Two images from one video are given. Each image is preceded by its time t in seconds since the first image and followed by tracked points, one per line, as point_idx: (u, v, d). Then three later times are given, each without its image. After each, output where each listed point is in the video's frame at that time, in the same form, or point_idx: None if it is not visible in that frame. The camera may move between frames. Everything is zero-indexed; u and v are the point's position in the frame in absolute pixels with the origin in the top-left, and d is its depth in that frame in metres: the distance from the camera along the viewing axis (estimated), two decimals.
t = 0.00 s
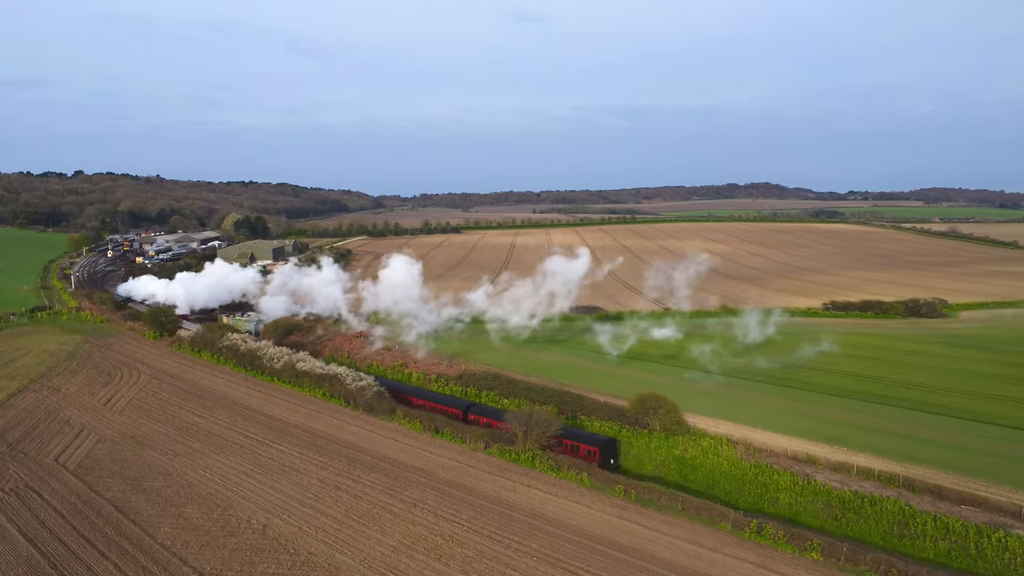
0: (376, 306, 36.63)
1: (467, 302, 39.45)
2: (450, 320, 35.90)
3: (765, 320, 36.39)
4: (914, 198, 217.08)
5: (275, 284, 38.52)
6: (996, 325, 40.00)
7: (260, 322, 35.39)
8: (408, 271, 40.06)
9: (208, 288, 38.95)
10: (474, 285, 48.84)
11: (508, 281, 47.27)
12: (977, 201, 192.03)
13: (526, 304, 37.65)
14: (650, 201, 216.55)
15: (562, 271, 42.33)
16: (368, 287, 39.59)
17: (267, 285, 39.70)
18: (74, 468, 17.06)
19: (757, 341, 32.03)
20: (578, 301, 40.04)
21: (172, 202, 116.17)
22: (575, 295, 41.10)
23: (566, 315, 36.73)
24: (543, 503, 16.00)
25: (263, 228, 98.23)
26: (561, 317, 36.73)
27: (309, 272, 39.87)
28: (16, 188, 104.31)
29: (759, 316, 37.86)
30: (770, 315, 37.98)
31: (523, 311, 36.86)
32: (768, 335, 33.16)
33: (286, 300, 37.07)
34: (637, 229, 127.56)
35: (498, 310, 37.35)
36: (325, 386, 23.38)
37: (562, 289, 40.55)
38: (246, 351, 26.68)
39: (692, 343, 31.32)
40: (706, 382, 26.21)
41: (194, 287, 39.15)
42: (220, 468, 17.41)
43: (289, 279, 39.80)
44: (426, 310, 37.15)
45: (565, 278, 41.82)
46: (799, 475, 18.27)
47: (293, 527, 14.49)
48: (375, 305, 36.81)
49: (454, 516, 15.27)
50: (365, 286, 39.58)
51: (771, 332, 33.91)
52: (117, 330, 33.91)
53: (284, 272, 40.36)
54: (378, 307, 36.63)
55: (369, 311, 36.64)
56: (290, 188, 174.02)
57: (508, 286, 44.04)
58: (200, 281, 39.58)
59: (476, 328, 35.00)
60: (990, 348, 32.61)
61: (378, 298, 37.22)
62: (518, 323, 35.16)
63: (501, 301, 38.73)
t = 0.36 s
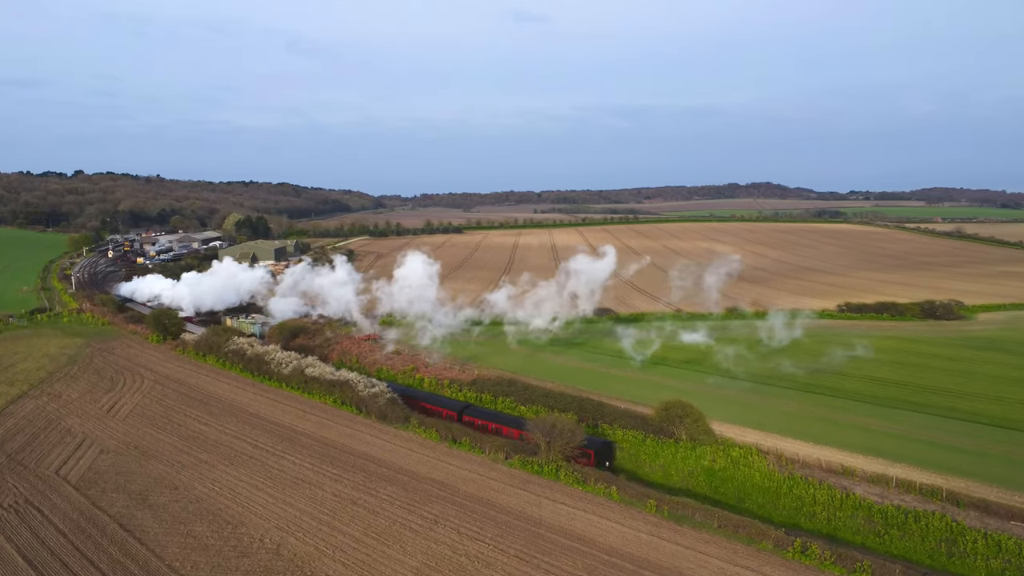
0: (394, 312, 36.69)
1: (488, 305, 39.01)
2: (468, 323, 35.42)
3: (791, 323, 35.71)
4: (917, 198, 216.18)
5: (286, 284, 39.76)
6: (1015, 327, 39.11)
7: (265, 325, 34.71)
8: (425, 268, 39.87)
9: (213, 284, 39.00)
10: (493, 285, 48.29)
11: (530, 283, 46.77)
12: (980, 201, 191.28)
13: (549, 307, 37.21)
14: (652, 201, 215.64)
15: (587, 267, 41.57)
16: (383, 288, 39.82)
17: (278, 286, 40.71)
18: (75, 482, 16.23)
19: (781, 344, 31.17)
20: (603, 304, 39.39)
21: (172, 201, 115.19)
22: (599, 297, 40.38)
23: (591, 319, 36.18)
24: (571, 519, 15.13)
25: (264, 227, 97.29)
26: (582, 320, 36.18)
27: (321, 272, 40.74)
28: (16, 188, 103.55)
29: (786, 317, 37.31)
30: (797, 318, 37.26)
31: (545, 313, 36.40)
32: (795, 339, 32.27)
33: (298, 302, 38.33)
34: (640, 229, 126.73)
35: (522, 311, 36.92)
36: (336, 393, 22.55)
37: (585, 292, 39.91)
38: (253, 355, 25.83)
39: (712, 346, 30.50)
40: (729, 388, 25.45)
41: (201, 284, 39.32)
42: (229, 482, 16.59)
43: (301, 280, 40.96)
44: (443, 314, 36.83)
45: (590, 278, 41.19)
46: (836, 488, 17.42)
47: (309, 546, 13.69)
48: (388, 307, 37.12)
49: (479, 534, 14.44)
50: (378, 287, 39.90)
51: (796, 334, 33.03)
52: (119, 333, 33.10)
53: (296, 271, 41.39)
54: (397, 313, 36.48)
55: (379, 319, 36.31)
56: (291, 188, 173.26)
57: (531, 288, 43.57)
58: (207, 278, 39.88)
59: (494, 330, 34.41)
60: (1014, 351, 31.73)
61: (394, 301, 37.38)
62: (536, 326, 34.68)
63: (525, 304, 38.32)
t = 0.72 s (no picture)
0: (413, 312, 37.39)
1: (508, 310, 38.57)
2: (485, 327, 34.79)
3: (818, 325, 34.77)
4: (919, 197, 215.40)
5: (296, 284, 39.86)
6: None
7: (270, 327, 33.95)
8: (444, 269, 41.57)
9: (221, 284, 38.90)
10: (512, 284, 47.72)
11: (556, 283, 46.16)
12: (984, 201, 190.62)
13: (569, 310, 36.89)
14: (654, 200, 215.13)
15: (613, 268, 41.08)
16: (399, 292, 40.87)
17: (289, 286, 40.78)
18: (78, 497, 15.40)
19: (806, 347, 30.32)
20: (627, 307, 38.66)
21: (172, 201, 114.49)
22: (622, 300, 39.64)
23: (610, 322, 35.51)
24: (603, 537, 14.32)
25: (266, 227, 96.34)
26: (605, 322, 35.60)
27: (333, 270, 40.84)
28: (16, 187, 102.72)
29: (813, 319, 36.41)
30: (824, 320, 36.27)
31: (570, 314, 36.08)
32: (821, 341, 31.42)
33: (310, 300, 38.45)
34: (643, 228, 125.95)
35: (545, 315, 36.58)
36: (348, 400, 21.72)
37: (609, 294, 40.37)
38: (260, 360, 25.01)
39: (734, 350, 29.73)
40: (754, 394, 24.74)
41: (211, 284, 39.35)
42: (239, 495, 15.77)
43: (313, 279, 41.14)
44: (460, 319, 36.40)
45: (614, 277, 41.78)
46: (876, 501, 16.62)
47: (327, 568, 12.86)
48: (406, 306, 38.04)
49: (505, 553, 13.63)
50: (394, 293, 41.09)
51: (822, 337, 32.16)
52: (121, 336, 32.32)
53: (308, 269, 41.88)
54: (418, 316, 36.85)
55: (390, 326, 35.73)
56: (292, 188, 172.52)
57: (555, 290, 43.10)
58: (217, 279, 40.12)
59: (509, 335, 33.68)
60: None
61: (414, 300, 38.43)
62: (559, 328, 34.25)
63: (549, 308, 38.18)
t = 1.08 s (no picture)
0: (430, 314, 37.15)
1: (530, 312, 37.99)
2: (502, 330, 34.11)
3: (848, 327, 33.95)
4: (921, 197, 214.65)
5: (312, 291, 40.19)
6: None
7: (276, 329, 33.17)
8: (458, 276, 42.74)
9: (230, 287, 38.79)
10: (530, 284, 46.86)
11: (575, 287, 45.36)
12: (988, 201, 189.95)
13: (590, 316, 36.18)
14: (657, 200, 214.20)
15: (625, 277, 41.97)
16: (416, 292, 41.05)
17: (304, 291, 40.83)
18: (81, 513, 14.57)
19: (834, 350, 29.49)
20: (648, 309, 37.97)
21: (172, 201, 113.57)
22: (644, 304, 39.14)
23: (631, 325, 34.80)
24: (639, 556, 13.49)
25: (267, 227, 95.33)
26: (626, 326, 34.82)
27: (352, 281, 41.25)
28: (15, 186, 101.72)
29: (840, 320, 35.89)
30: (853, 322, 36.01)
31: (594, 318, 35.59)
32: (851, 343, 30.47)
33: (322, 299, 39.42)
34: (647, 228, 125.10)
35: (568, 318, 36.10)
36: (361, 407, 20.91)
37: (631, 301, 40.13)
38: (268, 364, 24.18)
39: (757, 354, 28.97)
40: (780, 400, 24.00)
41: (218, 287, 39.34)
42: (250, 511, 14.93)
43: (330, 283, 41.65)
44: (477, 322, 35.82)
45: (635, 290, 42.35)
46: (919, 516, 15.82)
47: None
48: (422, 308, 38.24)
49: None
50: (411, 294, 41.13)
51: (851, 338, 31.36)
52: (123, 338, 31.51)
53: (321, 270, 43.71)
54: (436, 318, 36.52)
55: (403, 328, 34.97)
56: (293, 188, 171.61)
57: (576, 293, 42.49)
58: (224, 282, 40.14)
59: (524, 337, 32.91)
60: None
61: (433, 306, 38.52)
62: (579, 332, 33.53)
63: (570, 312, 37.65)
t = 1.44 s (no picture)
0: (448, 317, 36.40)
1: (552, 314, 37.25)
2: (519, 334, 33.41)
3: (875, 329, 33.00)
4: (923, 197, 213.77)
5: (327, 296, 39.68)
6: None
7: (281, 332, 32.36)
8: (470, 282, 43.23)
9: (237, 295, 38.38)
10: (545, 285, 46.00)
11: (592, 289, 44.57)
12: (992, 201, 189.07)
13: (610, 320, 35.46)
14: (659, 200, 213.31)
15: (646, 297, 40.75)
16: (435, 295, 40.65)
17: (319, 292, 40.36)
18: (83, 530, 13.76)
19: (863, 353, 28.62)
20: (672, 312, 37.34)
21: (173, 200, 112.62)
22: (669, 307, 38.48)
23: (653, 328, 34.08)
24: None
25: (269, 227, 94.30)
26: (649, 329, 34.06)
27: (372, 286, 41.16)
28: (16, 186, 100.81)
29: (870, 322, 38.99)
30: (882, 323, 38.89)
31: (621, 321, 34.95)
32: (881, 346, 29.51)
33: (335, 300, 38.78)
34: (650, 228, 124.24)
35: (592, 320, 35.47)
36: (374, 414, 20.07)
37: (655, 304, 39.51)
38: (277, 369, 23.34)
39: (782, 359, 28.10)
40: (808, 408, 23.17)
41: (228, 289, 38.86)
42: (262, 528, 14.09)
43: (348, 286, 41.32)
44: (495, 326, 35.11)
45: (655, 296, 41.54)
46: (968, 533, 14.94)
47: None
48: (441, 310, 37.74)
49: None
50: (429, 297, 40.59)
51: (881, 341, 30.46)
52: (125, 341, 30.68)
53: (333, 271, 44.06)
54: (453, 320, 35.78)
55: (416, 331, 34.19)
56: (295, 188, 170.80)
57: (596, 297, 41.77)
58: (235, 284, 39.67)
59: (541, 343, 32.20)
60: None
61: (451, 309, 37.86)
62: (603, 336, 32.82)
63: (589, 316, 36.97)
